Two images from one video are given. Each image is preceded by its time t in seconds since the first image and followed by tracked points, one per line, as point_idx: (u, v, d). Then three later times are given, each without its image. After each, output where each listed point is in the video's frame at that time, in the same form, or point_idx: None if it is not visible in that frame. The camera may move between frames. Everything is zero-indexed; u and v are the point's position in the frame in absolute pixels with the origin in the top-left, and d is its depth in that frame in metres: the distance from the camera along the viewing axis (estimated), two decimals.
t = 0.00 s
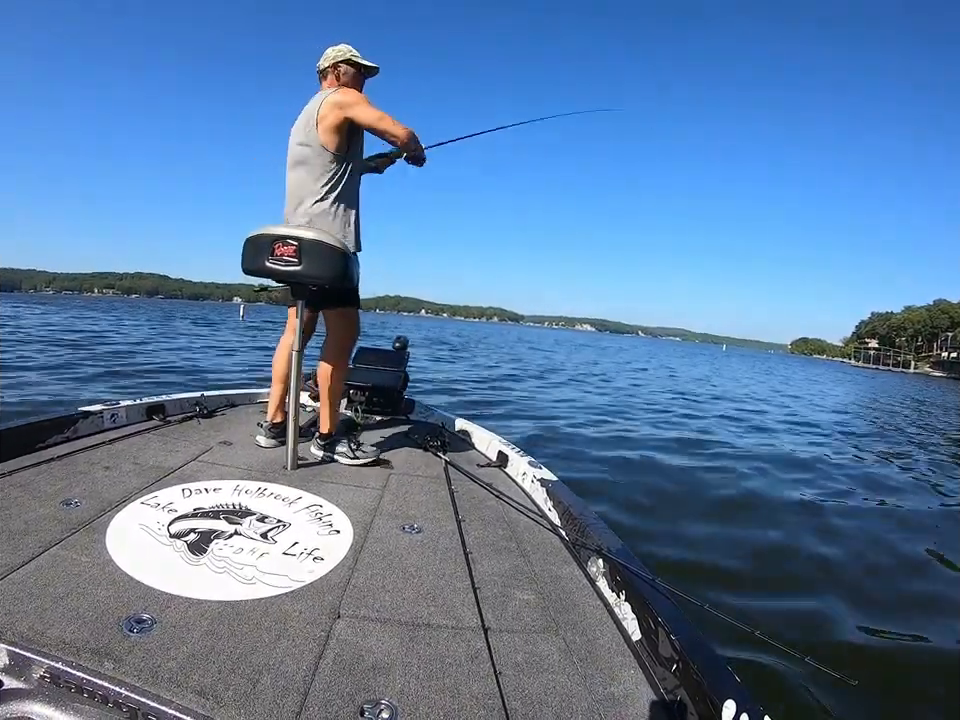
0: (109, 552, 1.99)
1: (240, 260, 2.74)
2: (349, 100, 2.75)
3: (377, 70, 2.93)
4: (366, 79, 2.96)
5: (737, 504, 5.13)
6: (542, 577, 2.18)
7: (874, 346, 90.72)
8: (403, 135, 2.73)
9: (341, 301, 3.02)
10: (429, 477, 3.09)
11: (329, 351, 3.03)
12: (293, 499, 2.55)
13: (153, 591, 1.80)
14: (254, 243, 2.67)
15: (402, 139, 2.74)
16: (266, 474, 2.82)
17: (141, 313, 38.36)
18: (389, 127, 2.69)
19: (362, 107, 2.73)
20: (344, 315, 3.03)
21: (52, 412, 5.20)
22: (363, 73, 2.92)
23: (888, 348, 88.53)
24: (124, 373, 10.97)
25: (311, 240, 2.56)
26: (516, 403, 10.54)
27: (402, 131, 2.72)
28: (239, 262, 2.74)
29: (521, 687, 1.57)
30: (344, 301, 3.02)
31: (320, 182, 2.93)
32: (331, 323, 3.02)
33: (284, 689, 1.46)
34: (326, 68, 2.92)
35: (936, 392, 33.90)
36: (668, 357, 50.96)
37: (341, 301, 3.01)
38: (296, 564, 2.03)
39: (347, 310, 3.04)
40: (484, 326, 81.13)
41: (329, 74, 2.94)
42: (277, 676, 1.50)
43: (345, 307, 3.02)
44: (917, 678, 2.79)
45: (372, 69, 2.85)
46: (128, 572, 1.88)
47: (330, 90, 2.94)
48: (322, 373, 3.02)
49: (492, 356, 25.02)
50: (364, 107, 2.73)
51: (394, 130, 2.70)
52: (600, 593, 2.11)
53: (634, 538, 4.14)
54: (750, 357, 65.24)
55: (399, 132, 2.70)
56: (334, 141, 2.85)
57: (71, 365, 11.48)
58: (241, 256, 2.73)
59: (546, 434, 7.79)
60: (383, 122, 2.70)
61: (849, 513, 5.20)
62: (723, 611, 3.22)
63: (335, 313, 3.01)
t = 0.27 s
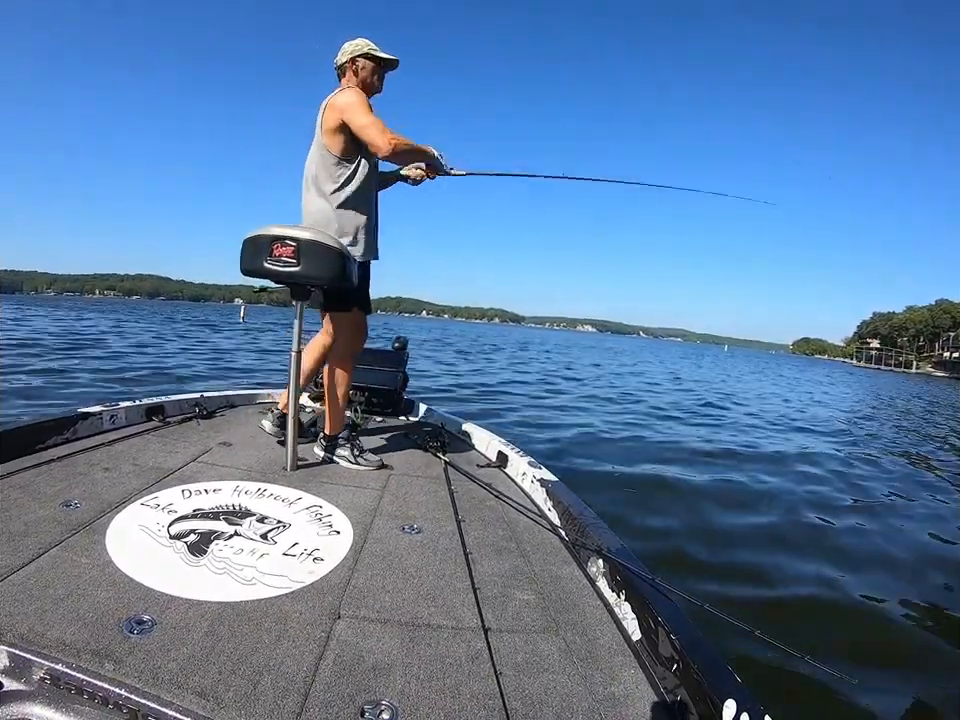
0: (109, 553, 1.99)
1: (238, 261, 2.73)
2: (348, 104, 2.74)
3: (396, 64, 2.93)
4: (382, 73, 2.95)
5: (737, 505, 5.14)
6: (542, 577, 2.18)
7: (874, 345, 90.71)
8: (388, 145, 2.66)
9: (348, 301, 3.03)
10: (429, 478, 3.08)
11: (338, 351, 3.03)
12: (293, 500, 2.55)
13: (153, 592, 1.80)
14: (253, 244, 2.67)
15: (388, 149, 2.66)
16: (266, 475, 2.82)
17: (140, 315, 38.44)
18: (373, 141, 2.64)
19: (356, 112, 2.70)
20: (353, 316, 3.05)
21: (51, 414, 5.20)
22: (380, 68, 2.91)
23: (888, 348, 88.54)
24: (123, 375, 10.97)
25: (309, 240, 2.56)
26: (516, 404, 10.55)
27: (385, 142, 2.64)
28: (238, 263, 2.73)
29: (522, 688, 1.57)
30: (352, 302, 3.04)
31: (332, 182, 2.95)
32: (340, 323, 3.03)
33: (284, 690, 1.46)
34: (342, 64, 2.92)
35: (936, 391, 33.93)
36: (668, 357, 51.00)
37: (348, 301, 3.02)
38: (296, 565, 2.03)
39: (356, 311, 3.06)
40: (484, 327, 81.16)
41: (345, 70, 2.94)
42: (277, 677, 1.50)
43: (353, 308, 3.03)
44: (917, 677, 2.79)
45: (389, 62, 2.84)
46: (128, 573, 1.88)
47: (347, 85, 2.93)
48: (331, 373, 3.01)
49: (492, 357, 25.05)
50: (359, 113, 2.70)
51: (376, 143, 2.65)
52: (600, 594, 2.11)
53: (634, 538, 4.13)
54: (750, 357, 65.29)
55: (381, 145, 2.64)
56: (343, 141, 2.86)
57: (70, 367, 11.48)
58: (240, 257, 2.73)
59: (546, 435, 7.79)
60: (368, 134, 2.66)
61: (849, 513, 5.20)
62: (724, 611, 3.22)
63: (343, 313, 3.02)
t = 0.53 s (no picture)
0: (108, 553, 1.99)
1: (234, 263, 2.73)
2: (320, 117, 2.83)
3: (396, 57, 2.91)
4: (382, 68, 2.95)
5: (736, 506, 5.14)
6: (540, 579, 2.18)
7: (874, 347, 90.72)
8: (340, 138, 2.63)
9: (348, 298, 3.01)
10: (428, 479, 3.08)
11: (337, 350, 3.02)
12: (292, 500, 2.55)
13: (151, 593, 1.80)
14: (249, 246, 2.67)
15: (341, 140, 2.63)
16: (265, 475, 2.82)
17: (140, 316, 38.43)
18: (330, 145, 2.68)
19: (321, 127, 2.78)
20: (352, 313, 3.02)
21: (50, 415, 5.20)
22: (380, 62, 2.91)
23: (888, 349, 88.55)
24: (123, 376, 10.97)
25: (305, 242, 2.56)
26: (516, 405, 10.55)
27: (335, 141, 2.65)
28: (233, 265, 2.73)
29: (519, 689, 1.57)
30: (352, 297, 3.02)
31: (341, 184, 2.97)
32: (339, 321, 3.01)
33: (282, 691, 1.46)
34: (341, 61, 2.92)
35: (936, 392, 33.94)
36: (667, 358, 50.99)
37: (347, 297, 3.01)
38: (294, 566, 2.03)
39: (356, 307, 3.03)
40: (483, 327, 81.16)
41: (345, 67, 2.95)
42: (275, 678, 1.50)
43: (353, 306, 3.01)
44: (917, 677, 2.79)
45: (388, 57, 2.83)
46: (126, 573, 1.87)
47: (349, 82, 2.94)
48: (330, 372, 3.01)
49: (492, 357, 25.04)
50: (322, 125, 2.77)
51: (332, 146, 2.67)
52: (599, 595, 2.11)
53: (633, 540, 4.14)
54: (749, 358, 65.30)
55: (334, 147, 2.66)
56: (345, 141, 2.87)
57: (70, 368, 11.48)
58: (236, 259, 2.73)
59: (546, 436, 7.79)
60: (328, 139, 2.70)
61: (849, 514, 5.20)
62: (722, 613, 3.22)
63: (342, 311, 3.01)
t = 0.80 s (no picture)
0: (107, 552, 1.99)
1: (233, 264, 2.73)
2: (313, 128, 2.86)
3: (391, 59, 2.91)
4: (378, 71, 2.95)
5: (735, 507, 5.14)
6: (540, 580, 2.18)
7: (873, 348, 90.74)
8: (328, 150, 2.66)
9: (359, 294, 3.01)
10: (428, 480, 3.08)
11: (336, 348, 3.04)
12: (291, 501, 2.55)
13: (150, 593, 1.80)
14: (248, 248, 2.67)
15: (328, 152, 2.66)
16: (265, 476, 2.82)
17: (140, 316, 38.43)
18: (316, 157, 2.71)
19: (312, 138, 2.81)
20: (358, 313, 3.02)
21: (50, 414, 5.20)
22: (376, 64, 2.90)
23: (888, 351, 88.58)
24: (123, 376, 10.96)
25: (304, 242, 2.55)
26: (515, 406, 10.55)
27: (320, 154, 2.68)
28: (233, 266, 2.73)
29: (519, 690, 1.56)
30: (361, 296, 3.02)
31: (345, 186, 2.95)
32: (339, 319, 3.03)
33: (281, 691, 1.46)
34: (338, 65, 2.93)
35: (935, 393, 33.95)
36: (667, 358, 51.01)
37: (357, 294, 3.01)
38: (294, 566, 2.03)
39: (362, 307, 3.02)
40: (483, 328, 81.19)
41: (341, 72, 2.95)
42: (274, 678, 1.50)
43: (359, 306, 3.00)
44: (915, 678, 2.80)
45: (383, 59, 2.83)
46: (126, 573, 1.87)
47: (346, 87, 2.95)
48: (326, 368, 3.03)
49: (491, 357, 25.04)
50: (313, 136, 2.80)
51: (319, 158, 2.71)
52: (598, 596, 2.11)
53: (633, 540, 4.14)
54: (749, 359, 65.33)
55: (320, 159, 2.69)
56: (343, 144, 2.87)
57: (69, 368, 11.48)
58: (235, 259, 2.72)
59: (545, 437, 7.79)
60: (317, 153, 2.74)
61: (848, 515, 5.20)
62: (722, 615, 3.22)
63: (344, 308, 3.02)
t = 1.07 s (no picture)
0: (108, 553, 1.99)
1: (237, 264, 2.73)
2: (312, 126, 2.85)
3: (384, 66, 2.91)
4: (372, 79, 2.95)
5: (736, 506, 5.14)
6: (541, 580, 2.18)
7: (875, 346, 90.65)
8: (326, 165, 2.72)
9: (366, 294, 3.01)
10: (428, 480, 3.08)
11: (341, 348, 3.05)
12: (292, 501, 2.55)
13: (151, 593, 1.80)
14: (251, 248, 2.67)
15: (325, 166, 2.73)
16: (266, 476, 2.82)
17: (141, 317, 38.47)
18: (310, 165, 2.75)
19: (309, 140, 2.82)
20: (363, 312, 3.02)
21: (50, 415, 5.20)
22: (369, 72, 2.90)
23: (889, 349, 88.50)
24: (123, 376, 10.97)
25: (307, 243, 2.55)
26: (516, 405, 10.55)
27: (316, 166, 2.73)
28: (236, 266, 2.73)
29: (520, 690, 1.56)
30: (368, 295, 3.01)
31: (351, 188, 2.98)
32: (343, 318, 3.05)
33: (282, 692, 1.46)
34: (332, 75, 2.94)
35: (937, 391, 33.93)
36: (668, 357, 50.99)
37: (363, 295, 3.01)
38: (295, 567, 2.03)
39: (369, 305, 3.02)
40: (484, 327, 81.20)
41: (335, 80, 2.95)
42: (275, 679, 1.50)
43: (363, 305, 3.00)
44: (917, 676, 2.80)
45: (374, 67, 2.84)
46: (127, 574, 1.87)
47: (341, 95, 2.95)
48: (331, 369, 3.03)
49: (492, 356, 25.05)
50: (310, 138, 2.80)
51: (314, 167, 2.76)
52: (599, 596, 2.11)
53: (633, 540, 4.14)
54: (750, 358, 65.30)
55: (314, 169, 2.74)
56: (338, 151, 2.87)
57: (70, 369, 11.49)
58: (239, 260, 2.72)
59: (546, 436, 7.79)
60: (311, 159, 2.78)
61: (849, 513, 5.20)
62: (723, 614, 3.22)
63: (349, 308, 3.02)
